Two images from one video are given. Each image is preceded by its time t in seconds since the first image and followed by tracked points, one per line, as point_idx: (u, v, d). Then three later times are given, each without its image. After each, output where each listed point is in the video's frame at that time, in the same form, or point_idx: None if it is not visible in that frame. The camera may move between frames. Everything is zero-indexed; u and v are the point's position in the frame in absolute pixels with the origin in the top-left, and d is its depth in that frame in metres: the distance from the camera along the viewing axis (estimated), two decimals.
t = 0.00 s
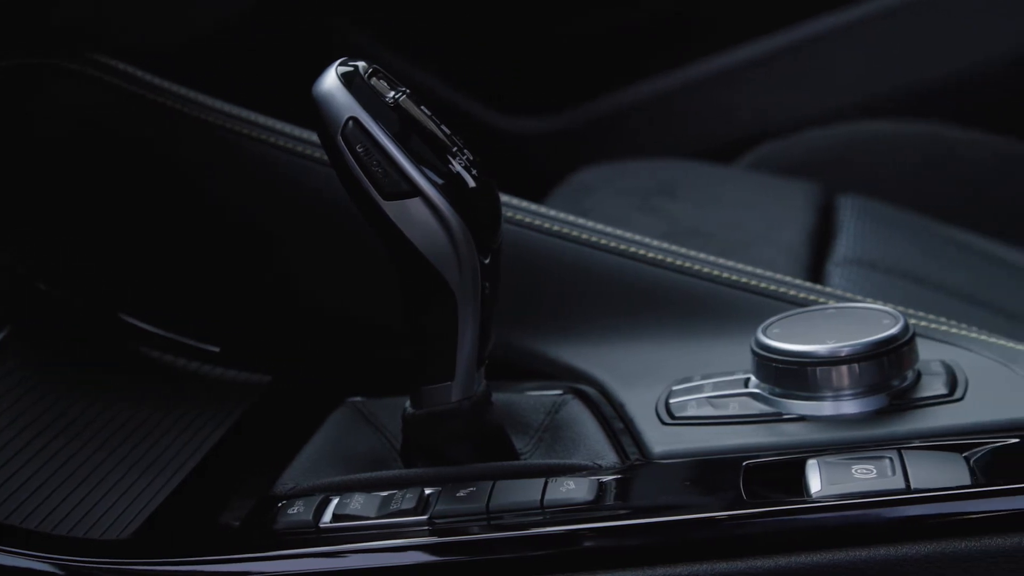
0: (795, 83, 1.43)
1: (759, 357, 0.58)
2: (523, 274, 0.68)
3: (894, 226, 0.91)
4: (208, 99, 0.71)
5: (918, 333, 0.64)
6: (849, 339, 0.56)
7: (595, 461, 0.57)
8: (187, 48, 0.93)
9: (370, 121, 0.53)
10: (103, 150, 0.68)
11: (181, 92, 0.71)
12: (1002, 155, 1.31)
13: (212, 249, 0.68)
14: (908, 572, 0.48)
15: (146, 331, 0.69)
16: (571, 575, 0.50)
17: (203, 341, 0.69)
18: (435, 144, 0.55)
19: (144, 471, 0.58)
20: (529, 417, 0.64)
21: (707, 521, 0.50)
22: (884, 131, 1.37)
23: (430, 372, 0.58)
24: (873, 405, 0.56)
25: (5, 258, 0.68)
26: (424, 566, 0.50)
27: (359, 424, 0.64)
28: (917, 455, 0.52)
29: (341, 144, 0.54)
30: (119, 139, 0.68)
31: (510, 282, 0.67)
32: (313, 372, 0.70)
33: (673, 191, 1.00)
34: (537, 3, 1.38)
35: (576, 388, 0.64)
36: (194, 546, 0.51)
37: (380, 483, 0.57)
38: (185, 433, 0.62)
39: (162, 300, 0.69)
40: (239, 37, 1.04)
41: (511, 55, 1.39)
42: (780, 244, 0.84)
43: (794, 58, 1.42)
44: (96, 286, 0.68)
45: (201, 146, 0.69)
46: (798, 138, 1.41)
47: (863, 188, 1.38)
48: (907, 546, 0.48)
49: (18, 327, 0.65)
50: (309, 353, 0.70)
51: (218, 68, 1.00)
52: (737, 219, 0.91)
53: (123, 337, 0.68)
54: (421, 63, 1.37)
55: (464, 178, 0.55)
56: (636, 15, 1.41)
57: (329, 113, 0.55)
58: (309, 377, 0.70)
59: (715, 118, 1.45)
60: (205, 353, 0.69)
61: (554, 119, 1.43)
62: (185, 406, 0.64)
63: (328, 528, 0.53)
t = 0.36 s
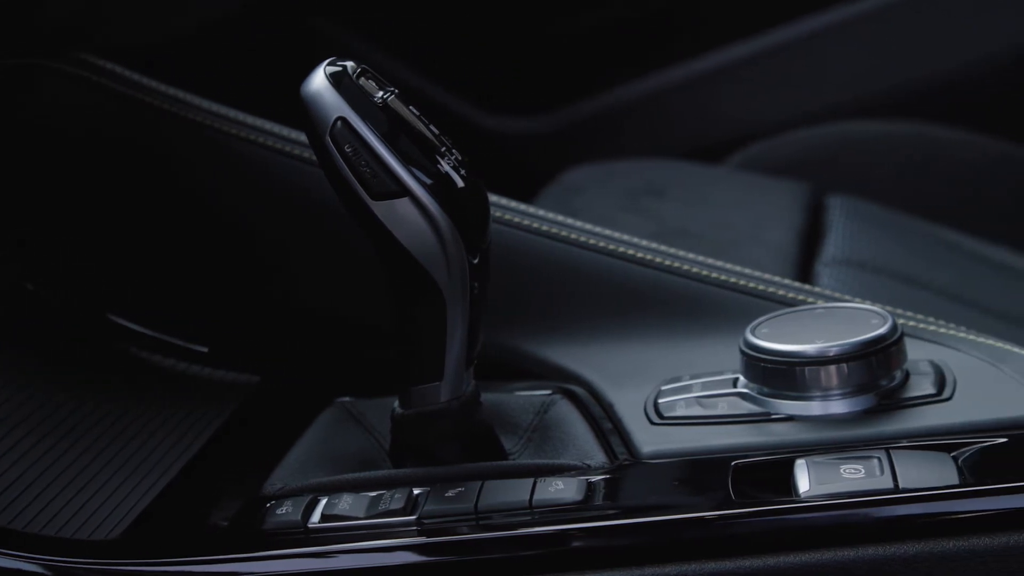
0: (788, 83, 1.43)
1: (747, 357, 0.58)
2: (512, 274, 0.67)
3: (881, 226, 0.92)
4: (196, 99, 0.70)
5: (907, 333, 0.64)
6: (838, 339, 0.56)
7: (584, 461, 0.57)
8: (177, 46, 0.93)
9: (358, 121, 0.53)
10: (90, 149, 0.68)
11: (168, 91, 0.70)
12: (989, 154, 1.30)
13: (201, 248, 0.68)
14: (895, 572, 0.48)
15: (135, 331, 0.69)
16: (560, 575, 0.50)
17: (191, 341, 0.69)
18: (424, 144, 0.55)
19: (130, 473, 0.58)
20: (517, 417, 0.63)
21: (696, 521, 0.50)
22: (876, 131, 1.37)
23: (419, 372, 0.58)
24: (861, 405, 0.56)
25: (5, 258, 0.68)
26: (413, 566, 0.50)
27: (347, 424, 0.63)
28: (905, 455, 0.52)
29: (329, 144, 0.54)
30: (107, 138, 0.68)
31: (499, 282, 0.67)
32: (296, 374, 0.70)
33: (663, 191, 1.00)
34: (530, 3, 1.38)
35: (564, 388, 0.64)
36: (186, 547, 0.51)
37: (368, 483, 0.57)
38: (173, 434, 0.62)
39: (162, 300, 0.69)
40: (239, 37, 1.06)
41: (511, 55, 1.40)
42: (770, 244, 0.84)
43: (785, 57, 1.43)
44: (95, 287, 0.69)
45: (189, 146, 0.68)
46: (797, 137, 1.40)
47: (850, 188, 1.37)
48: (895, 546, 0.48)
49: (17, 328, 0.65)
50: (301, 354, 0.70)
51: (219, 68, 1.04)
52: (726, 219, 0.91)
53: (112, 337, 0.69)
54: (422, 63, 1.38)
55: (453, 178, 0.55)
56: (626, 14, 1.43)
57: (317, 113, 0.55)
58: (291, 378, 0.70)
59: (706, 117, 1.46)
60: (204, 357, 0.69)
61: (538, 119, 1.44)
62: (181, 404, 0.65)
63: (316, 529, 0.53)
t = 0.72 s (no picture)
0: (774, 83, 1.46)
1: (736, 357, 0.58)
2: (500, 274, 0.67)
3: (867, 228, 0.92)
4: (184, 99, 0.70)
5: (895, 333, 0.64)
6: (826, 339, 0.56)
7: (572, 461, 0.57)
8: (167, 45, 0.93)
9: (345, 121, 0.53)
10: (78, 149, 0.68)
11: (157, 91, 0.70)
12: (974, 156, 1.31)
13: (190, 249, 0.68)
14: (883, 572, 0.48)
15: (124, 332, 0.68)
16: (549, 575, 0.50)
17: (179, 342, 0.69)
18: (412, 144, 0.55)
19: (117, 473, 0.58)
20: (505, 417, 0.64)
21: (685, 521, 0.50)
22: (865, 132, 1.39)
23: (407, 372, 0.58)
24: (849, 405, 0.56)
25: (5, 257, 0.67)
26: (402, 566, 0.50)
27: (335, 424, 0.63)
28: (893, 455, 0.52)
29: (317, 144, 0.54)
30: (95, 138, 0.68)
31: (488, 282, 0.66)
32: (297, 373, 0.70)
33: (650, 190, 1.00)
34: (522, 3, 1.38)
35: (552, 389, 0.64)
36: (180, 548, 0.51)
37: (356, 483, 0.57)
38: (161, 435, 0.62)
39: (162, 300, 0.69)
40: (239, 37, 1.07)
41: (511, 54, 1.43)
42: (757, 243, 0.85)
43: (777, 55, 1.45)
44: (95, 287, 0.68)
45: (177, 146, 0.68)
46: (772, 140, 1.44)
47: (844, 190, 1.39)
48: (883, 546, 0.48)
49: (17, 328, 0.66)
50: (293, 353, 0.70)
51: (218, 69, 1.03)
52: (714, 219, 0.91)
53: (101, 339, 0.68)
54: (423, 63, 1.38)
55: (441, 178, 0.55)
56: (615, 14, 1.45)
57: (305, 113, 0.55)
58: (291, 377, 0.70)
59: (697, 117, 1.48)
60: (182, 354, 0.69)
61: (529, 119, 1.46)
62: (174, 403, 0.65)
63: (304, 529, 0.53)
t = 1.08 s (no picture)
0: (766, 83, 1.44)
1: (721, 357, 0.58)
2: (487, 274, 0.67)
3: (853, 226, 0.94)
4: (167, 98, 0.70)
5: (881, 333, 0.65)
6: (812, 339, 0.56)
7: (558, 460, 0.57)
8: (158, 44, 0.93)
9: (331, 120, 0.53)
10: (64, 149, 0.67)
11: (142, 92, 0.70)
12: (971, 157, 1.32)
13: (176, 249, 0.68)
14: (867, 572, 0.48)
15: (109, 332, 0.69)
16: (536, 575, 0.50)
17: (164, 342, 0.69)
18: (398, 145, 0.55)
19: (103, 474, 0.58)
20: (492, 417, 0.64)
21: (671, 521, 0.50)
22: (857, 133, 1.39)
23: (393, 372, 0.57)
24: (835, 405, 0.56)
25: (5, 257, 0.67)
26: (390, 566, 0.50)
27: (321, 424, 0.63)
28: (879, 455, 0.52)
29: (303, 145, 0.54)
30: (82, 138, 0.68)
31: (476, 283, 0.67)
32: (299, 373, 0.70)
33: (636, 191, 1.00)
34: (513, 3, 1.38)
35: (539, 389, 0.64)
36: (178, 548, 0.51)
37: (343, 484, 0.57)
38: (148, 435, 0.62)
39: (163, 300, 0.69)
40: (239, 38, 1.08)
41: (511, 55, 1.42)
42: (744, 244, 0.85)
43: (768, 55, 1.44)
44: (95, 287, 0.68)
45: (163, 147, 0.68)
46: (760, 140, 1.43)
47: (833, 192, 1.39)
48: (869, 545, 0.48)
49: (17, 328, 0.66)
50: (281, 353, 0.70)
51: (218, 69, 1.04)
52: (701, 220, 0.91)
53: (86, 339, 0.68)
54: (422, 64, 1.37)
55: (427, 178, 0.56)
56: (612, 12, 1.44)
57: (290, 113, 0.54)
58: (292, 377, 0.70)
59: (689, 116, 1.47)
60: (178, 356, 0.69)
61: (521, 119, 1.46)
62: (161, 404, 0.65)
63: (290, 530, 0.53)
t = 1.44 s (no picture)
0: (754, 82, 1.44)
1: (705, 357, 0.58)
2: (471, 273, 0.67)
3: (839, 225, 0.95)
4: (150, 98, 0.69)
5: (864, 333, 0.65)
6: (795, 339, 0.56)
7: (542, 461, 0.57)
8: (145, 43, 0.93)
9: (314, 120, 0.53)
10: (48, 149, 0.67)
11: (125, 92, 0.69)
12: (964, 158, 1.31)
13: (160, 249, 0.68)
14: (850, 572, 0.48)
15: (94, 333, 0.69)
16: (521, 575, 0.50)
17: (148, 342, 0.69)
18: (381, 145, 0.55)
19: (86, 474, 0.58)
20: (476, 417, 0.64)
21: (654, 521, 0.50)
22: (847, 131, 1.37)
23: (377, 372, 0.57)
24: (819, 405, 0.56)
25: (5, 257, 0.67)
26: (373, 567, 0.50)
27: (305, 424, 0.63)
28: (862, 454, 0.52)
29: (285, 145, 0.54)
30: (65, 139, 0.67)
31: (460, 283, 0.66)
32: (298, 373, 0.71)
33: (620, 190, 1.00)
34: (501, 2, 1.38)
35: (523, 388, 0.64)
36: (175, 548, 0.51)
37: (326, 484, 0.57)
38: (132, 436, 0.61)
39: (163, 300, 0.69)
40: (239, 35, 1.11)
41: (511, 55, 1.42)
42: (728, 242, 0.85)
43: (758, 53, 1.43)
44: (95, 286, 0.69)
45: (146, 147, 0.67)
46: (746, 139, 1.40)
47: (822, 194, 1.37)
48: (851, 545, 0.48)
49: (16, 328, 0.67)
50: (264, 354, 0.70)
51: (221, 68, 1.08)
52: (687, 221, 0.91)
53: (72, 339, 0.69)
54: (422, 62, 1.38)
55: (410, 178, 0.55)
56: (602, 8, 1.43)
57: (273, 113, 0.54)
58: (292, 377, 0.71)
59: (678, 117, 1.46)
60: (173, 353, 0.69)
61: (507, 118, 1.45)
62: (145, 404, 0.65)
63: (273, 530, 0.53)
